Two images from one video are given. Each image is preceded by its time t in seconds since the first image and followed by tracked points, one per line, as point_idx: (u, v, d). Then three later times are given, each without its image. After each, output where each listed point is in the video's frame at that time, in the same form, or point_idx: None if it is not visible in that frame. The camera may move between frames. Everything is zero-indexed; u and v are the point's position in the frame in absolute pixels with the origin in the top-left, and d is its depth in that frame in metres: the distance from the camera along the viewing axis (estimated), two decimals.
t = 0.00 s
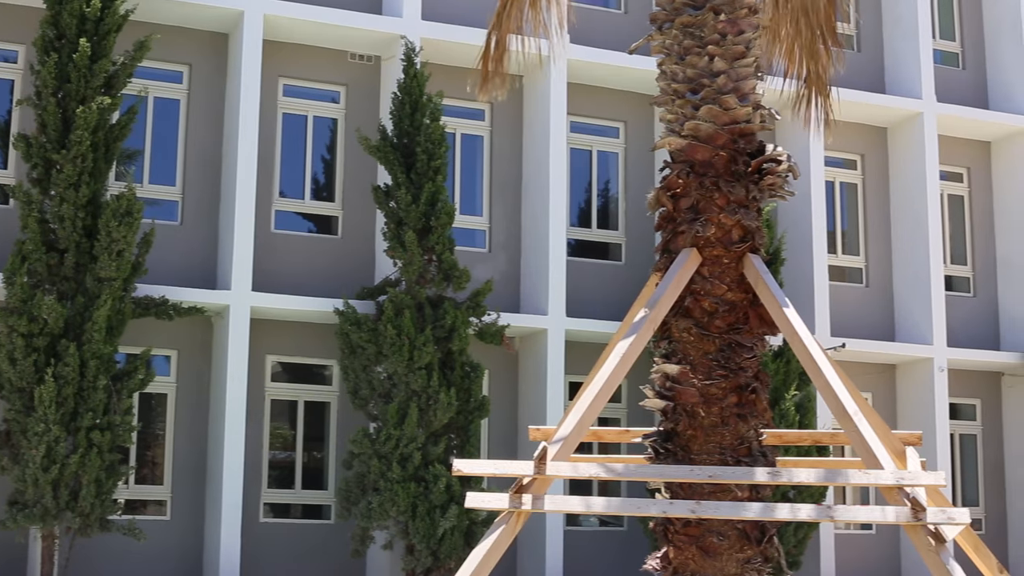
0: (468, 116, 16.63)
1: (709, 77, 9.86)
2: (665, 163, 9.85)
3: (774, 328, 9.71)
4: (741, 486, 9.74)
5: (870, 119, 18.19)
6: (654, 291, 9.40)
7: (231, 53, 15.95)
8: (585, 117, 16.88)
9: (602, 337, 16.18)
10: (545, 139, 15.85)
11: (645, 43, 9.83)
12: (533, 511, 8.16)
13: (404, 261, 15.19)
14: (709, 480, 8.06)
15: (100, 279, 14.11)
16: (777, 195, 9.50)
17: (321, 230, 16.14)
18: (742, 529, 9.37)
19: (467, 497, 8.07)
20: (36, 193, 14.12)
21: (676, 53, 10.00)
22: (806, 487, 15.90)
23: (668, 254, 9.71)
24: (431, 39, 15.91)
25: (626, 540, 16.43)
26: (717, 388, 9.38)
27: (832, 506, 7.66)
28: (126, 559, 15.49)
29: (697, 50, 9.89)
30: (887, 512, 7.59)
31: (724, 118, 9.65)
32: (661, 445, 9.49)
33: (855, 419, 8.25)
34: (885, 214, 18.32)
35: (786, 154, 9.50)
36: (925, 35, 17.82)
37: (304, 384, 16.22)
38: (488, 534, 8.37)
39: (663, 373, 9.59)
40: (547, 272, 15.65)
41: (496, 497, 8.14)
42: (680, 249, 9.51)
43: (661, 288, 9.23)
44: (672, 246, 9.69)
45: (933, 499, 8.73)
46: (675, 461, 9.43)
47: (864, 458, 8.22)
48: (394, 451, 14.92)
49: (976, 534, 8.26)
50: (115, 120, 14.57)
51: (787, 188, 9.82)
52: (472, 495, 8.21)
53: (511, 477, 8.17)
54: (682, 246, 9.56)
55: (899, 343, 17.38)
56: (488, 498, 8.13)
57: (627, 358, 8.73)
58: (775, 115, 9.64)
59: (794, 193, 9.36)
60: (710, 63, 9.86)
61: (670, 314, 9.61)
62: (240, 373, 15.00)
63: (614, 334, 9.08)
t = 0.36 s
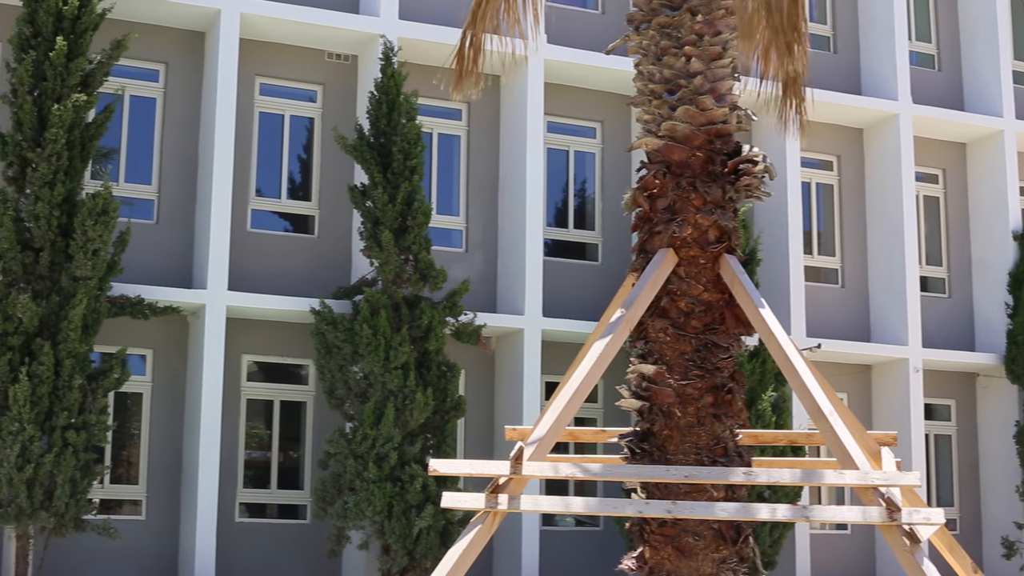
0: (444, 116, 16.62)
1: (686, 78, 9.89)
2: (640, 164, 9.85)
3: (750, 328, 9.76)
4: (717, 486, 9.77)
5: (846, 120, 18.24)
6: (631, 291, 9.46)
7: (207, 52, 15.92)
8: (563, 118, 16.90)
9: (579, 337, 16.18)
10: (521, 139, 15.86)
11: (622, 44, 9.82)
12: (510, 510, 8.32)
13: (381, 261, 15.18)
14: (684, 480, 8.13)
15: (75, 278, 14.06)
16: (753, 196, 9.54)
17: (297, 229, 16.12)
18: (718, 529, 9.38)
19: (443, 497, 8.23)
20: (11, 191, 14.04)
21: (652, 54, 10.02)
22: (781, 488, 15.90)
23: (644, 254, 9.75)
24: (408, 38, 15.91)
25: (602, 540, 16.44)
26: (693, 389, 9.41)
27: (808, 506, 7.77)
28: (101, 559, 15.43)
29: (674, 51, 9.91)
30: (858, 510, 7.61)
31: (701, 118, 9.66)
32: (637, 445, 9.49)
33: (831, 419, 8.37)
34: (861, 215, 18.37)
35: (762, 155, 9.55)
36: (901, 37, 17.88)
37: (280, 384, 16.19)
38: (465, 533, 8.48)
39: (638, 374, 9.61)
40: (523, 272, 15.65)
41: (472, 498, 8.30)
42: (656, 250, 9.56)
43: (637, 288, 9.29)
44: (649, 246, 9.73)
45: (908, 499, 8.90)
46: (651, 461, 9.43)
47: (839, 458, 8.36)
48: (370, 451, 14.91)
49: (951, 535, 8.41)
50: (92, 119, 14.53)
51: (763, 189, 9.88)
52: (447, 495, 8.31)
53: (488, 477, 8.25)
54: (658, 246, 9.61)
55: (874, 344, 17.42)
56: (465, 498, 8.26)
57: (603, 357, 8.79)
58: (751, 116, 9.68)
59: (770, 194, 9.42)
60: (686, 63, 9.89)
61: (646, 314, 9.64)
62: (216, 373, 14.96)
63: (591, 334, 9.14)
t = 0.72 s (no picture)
0: (418, 115, 16.61)
1: (661, 79, 9.93)
2: (616, 164, 9.88)
3: (725, 329, 9.79)
4: (691, 486, 9.78)
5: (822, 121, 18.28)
6: (606, 292, 9.48)
7: (183, 51, 15.88)
8: (538, 118, 16.89)
9: (554, 337, 16.19)
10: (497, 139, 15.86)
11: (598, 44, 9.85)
12: (484, 510, 8.36)
13: (356, 260, 15.17)
14: (659, 480, 8.16)
15: (49, 277, 14.00)
16: (728, 197, 9.60)
17: (271, 228, 16.08)
18: (692, 529, 9.40)
19: (418, 496, 8.30)
20: None
21: (628, 54, 10.05)
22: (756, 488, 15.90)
23: (619, 255, 9.77)
24: (384, 37, 15.90)
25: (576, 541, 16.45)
26: (667, 389, 9.43)
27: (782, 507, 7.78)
28: (75, 559, 15.37)
29: (649, 51, 9.95)
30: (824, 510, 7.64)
31: (676, 119, 9.71)
32: (612, 445, 9.50)
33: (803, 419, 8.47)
34: (836, 216, 18.41)
35: (737, 156, 9.59)
36: (876, 38, 17.94)
37: (254, 383, 16.16)
38: (441, 531, 8.53)
39: (613, 374, 9.63)
40: (498, 272, 15.64)
41: (447, 498, 8.36)
42: (631, 250, 9.58)
43: (613, 288, 9.31)
44: (624, 247, 9.75)
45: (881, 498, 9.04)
46: (625, 461, 9.44)
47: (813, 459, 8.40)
48: (345, 451, 14.89)
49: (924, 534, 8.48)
50: (66, 117, 14.47)
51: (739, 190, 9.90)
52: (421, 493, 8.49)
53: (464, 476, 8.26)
54: (633, 246, 9.62)
55: (848, 345, 17.47)
56: (440, 498, 8.33)
57: (578, 357, 8.82)
58: (726, 117, 9.73)
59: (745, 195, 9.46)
60: (662, 64, 9.93)
61: (621, 314, 9.65)
62: (190, 372, 14.92)
63: (566, 334, 9.17)
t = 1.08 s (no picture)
0: (395, 115, 16.58)
1: (638, 79, 9.94)
2: (594, 165, 9.89)
3: (701, 329, 9.80)
4: (667, 486, 9.79)
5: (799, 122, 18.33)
6: (583, 292, 9.49)
7: (159, 49, 15.84)
8: (515, 118, 16.89)
9: (530, 337, 16.20)
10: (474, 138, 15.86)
11: (575, 45, 9.88)
12: (461, 510, 8.31)
13: (332, 260, 15.17)
14: (635, 480, 8.20)
15: (24, 275, 13.95)
16: (704, 197, 9.61)
17: (248, 227, 16.05)
18: (669, 528, 9.40)
19: (394, 496, 8.22)
20: None
21: (605, 55, 10.08)
22: (732, 487, 15.91)
23: (596, 255, 9.76)
24: (361, 36, 15.89)
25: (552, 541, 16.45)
26: (643, 389, 9.41)
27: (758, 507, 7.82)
28: (50, 559, 15.30)
29: (626, 52, 9.98)
30: (791, 509, 7.67)
31: (652, 120, 9.74)
32: (588, 445, 9.45)
33: (780, 418, 8.53)
34: (812, 217, 18.46)
35: (714, 157, 9.59)
36: (852, 40, 18.00)
37: (230, 383, 16.12)
38: (416, 532, 8.56)
39: (590, 374, 9.56)
40: (475, 272, 15.64)
41: (423, 498, 8.27)
42: (608, 250, 9.59)
43: (590, 288, 9.32)
44: (601, 247, 9.74)
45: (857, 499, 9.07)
46: (602, 461, 9.40)
47: (789, 458, 8.50)
48: (321, 451, 14.86)
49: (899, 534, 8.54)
50: (42, 115, 14.41)
51: (716, 191, 9.91)
52: (398, 495, 8.33)
53: (441, 476, 8.25)
54: (611, 246, 9.62)
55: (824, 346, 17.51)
56: (417, 498, 8.20)
57: (555, 357, 8.85)
58: (703, 118, 9.75)
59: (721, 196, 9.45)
60: (639, 64, 9.95)
61: (598, 315, 9.63)
62: (166, 371, 14.88)
63: (543, 334, 9.17)
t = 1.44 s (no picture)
0: (371, 114, 16.56)
1: (613, 80, 9.95)
2: (568, 165, 9.91)
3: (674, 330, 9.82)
4: (640, 486, 9.80)
5: (774, 124, 18.37)
6: (556, 292, 9.50)
7: (133, 47, 15.78)
8: (488, 117, 16.87)
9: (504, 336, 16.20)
10: (449, 138, 15.84)
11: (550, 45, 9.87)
12: (433, 510, 8.31)
13: (306, 259, 15.16)
14: (609, 480, 8.25)
15: None
16: (679, 197, 9.63)
17: (221, 226, 16.01)
18: (642, 528, 9.41)
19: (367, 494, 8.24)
20: None
21: (580, 55, 10.08)
22: (705, 488, 15.91)
23: (570, 255, 9.75)
24: (336, 35, 15.86)
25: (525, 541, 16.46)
26: (617, 389, 9.42)
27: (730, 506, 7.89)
28: (20, 559, 15.22)
29: (601, 52, 9.98)
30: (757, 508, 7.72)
31: (627, 120, 9.74)
32: (561, 445, 9.49)
33: (753, 419, 8.57)
34: (786, 218, 18.51)
35: (688, 158, 9.62)
36: (826, 41, 18.04)
37: (203, 382, 16.08)
38: (389, 532, 8.55)
39: (564, 374, 9.57)
40: (449, 272, 15.64)
41: (396, 497, 8.29)
42: (582, 250, 9.58)
43: (564, 288, 9.31)
44: (575, 247, 9.74)
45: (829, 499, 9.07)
46: (575, 461, 9.43)
47: (762, 458, 8.55)
48: (294, 450, 14.83)
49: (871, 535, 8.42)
50: (14, 112, 14.33)
51: (690, 191, 9.93)
52: (371, 494, 8.32)
53: (412, 476, 8.25)
54: (584, 246, 9.63)
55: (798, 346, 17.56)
56: (389, 498, 8.25)
57: (529, 357, 8.84)
58: (677, 118, 9.78)
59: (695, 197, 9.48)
60: (614, 64, 9.96)
61: (572, 314, 9.63)
62: (139, 369, 14.83)
63: (517, 334, 9.16)
